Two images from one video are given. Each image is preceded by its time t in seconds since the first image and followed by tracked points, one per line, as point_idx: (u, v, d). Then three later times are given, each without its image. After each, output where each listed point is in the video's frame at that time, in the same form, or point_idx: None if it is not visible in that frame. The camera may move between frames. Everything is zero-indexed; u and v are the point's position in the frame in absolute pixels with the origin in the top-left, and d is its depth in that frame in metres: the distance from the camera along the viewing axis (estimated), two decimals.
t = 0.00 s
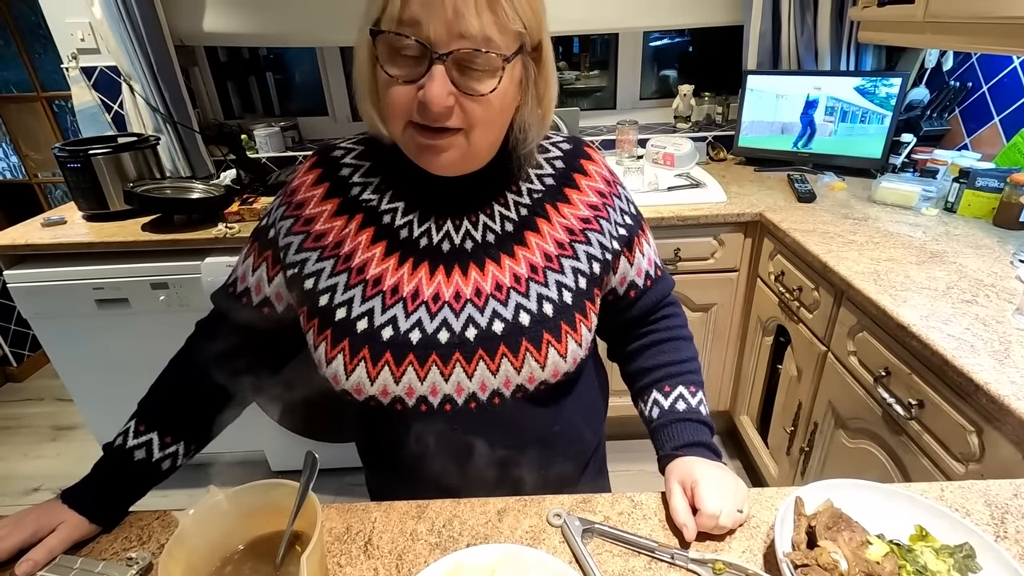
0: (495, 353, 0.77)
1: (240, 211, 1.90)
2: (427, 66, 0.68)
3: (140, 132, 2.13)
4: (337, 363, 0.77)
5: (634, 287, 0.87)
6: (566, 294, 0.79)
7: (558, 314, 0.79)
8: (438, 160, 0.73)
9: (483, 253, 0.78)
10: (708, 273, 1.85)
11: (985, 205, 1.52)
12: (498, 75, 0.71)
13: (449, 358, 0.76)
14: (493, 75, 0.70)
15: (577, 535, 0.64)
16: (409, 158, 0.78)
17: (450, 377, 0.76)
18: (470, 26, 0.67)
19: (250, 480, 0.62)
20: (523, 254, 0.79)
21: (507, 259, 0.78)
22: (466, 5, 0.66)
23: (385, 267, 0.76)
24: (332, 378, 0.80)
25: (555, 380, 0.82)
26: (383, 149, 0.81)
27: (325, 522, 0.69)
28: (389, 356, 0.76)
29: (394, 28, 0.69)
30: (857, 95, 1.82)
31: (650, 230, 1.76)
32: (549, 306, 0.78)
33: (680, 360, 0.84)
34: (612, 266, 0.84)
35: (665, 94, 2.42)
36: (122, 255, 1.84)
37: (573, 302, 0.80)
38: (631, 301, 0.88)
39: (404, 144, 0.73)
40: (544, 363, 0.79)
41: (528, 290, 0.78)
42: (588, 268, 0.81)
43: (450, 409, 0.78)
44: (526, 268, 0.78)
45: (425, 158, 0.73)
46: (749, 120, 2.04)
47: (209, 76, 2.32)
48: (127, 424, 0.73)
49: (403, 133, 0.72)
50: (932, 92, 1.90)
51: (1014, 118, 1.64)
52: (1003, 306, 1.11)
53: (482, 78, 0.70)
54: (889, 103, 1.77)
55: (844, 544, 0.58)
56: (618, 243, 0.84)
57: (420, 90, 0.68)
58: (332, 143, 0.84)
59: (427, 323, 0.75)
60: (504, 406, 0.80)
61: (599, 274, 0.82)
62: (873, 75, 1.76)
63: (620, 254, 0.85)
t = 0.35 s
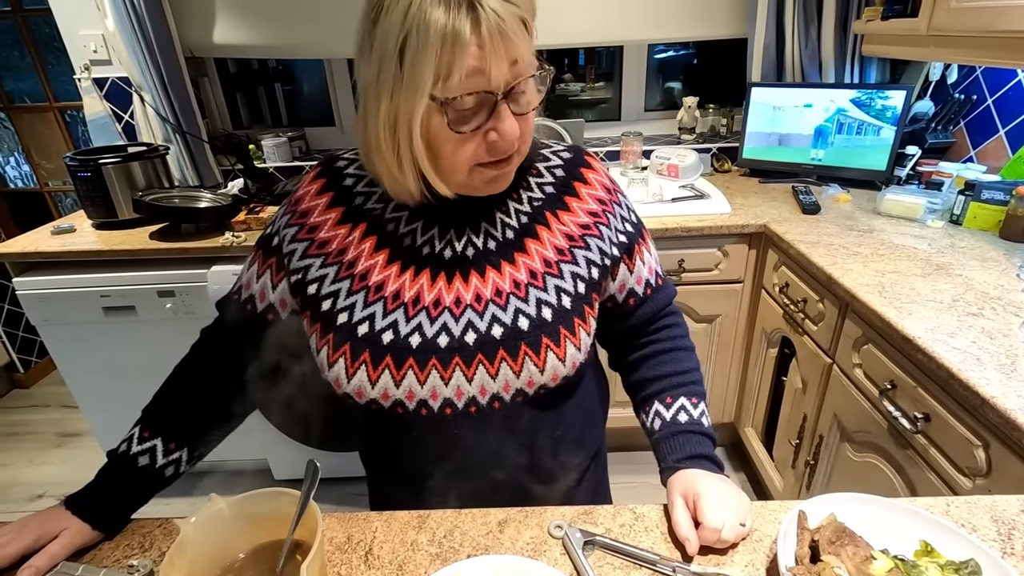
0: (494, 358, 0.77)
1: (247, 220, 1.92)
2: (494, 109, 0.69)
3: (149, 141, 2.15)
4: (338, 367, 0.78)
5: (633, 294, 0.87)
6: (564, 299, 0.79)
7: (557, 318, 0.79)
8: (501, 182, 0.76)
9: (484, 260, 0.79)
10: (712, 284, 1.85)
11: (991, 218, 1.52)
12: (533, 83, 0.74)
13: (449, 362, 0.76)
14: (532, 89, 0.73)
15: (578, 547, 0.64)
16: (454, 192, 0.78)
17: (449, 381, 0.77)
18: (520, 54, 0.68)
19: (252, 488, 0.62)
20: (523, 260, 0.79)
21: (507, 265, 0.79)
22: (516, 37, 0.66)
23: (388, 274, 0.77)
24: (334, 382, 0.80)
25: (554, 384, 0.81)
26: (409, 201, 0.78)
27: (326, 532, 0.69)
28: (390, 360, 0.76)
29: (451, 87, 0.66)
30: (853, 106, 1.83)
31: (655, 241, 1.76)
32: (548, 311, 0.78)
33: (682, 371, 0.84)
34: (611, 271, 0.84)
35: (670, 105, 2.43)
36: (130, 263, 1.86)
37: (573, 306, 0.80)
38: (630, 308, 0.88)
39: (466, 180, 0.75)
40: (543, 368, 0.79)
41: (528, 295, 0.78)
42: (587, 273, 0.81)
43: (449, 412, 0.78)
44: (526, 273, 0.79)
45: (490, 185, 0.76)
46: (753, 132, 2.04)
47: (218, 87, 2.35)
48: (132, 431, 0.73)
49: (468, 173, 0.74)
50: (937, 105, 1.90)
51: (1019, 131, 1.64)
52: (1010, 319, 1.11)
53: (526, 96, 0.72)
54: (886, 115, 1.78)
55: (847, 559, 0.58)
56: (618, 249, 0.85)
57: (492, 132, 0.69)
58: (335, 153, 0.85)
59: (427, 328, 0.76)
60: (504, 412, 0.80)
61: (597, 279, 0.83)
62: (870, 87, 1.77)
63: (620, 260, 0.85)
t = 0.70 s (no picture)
0: (481, 361, 0.77)
1: (244, 224, 1.92)
2: (480, 127, 0.69)
3: (148, 145, 2.16)
4: (328, 370, 0.78)
5: (622, 298, 0.87)
6: (552, 303, 0.79)
7: (545, 323, 0.79)
8: (483, 195, 0.76)
9: (473, 264, 0.79)
10: (709, 288, 1.85)
11: (987, 223, 1.52)
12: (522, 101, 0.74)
13: (436, 365, 0.76)
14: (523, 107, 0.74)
15: (568, 552, 0.63)
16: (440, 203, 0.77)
17: (437, 384, 0.76)
18: (510, 76, 0.69)
19: (239, 492, 0.62)
20: (511, 264, 0.79)
21: (496, 269, 0.79)
22: (506, 59, 0.67)
23: (377, 278, 0.77)
24: (324, 385, 0.80)
25: (542, 387, 0.81)
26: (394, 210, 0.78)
27: (315, 537, 0.68)
28: (377, 363, 0.76)
29: (437, 103, 0.66)
30: (849, 111, 1.84)
31: (652, 245, 1.76)
32: (536, 315, 0.78)
33: (673, 376, 0.84)
34: (599, 275, 0.84)
35: (667, 110, 2.43)
36: (127, 267, 1.86)
37: (561, 310, 0.80)
38: (619, 313, 0.88)
39: (448, 193, 0.75)
40: (531, 371, 0.79)
41: (516, 299, 0.78)
42: (575, 277, 0.81)
43: (437, 414, 0.78)
44: (514, 278, 0.79)
45: (471, 199, 0.76)
46: (749, 136, 2.05)
47: (217, 92, 2.36)
48: (122, 434, 0.73)
49: (449, 184, 0.73)
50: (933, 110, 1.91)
51: (1015, 136, 1.65)
52: (1005, 324, 1.10)
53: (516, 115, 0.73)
54: (883, 120, 1.78)
55: (837, 565, 0.57)
56: (606, 253, 0.85)
57: (478, 149, 0.70)
58: (327, 158, 0.85)
59: (415, 331, 0.75)
60: (493, 413, 0.80)
61: (586, 283, 0.83)
62: (867, 92, 1.78)
63: (608, 264, 0.85)
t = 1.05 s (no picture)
0: (481, 365, 0.76)
1: (245, 228, 1.92)
2: (491, 129, 0.69)
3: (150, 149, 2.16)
4: (327, 374, 0.77)
5: (620, 301, 0.87)
6: (551, 307, 0.79)
7: (545, 327, 0.78)
8: (494, 198, 0.77)
9: (472, 268, 0.79)
10: (710, 292, 1.85)
11: (988, 228, 1.51)
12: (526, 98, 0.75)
13: (436, 369, 0.75)
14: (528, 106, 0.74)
15: (565, 557, 0.63)
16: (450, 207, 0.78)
17: (437, 388, 0.76)
18: (518, 76, 0.69)
19: (235, 496, 0.62)
20: (511, 267, 0.79)
21: (495, 273, 0.79)
22: (515, 60, 0.67)
23: (377, 282, 0.77)
24: (324, 389, 0.80)
25: (541, 391, 0.81)
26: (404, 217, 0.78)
27: (312, 540, 0.68)
28: (378, 368, 0.76)
29: (452, 110, 0.67)
30: (849, 116, 1.83)
31: (652, 249, 1.76)
32: (535, 319, 0.78)
33: (671, 379, 0.83)
34: (597, 278, 0.84)
35: (668, 114, 2.44)
36: (128, 270, 1.86)
37: (561, 314, 0.80)
38: (618, 315, 0.88)
39: (460, 197, 0.75)
40: (530, 375, 0.78)
41: (516, 302, 0.78)
42: (575, 280, 0.81)
43: (437, 418, 0.78)
44: (514, 281, 0.79)
45: (483, 201, 0.76)
46: (750, 140, 2.05)
47: (219, 96, 2.37)
48: (119, 436, 0.72)
49: (460, 189, 0.74)
50: (934, 114, 1.91)
51: (1016, 140, 1.64)
52: (1006, 328, 1.10)
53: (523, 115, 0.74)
54: (884, 124, 1.78)
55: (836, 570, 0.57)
56: (605, 256, 0.84)
57: (490, 152, 0.70)
58: (326, 161, 0.85)
59: (415, 336, 0.75)
60: (491, 416, 0.80)
61: (585, 286, 0.82)
62: (867, 96, 1.77)
63: (606, 266, 0.85)
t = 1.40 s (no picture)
0: (483, 369, 0.76)
1: (248, 231, 1.92)
2: (494, 133, 0.69)
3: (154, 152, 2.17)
4: (329, 377, 0.77)
5: (621, 305, 0.86)
6: (553, 311, 0.79)
7: (548, 330, 0.78)
8: (496, 203, 0.77)
9: (475, 271, 0.78)
10: (713, 297, 1.84)
11: (993, 233, 1.51)
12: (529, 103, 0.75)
13: (438, 373, 0.75)
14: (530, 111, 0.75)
15: (567, 563, 0.63)
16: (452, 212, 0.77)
17: (439, 392, 0.76)
18: (520, 81, 0.69)
19: (235, 499, 0.62)
20: (513, 271, 0.79)
21: (497, 276, 0.78)
22: (518, 64, 0.68)
23: (379, 284, 0.77)
24: (326, 392, 0.79)
25: (543, 395, 0.81)
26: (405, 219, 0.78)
27: (312, 544, 0.67)
28: (380, 371, 0.75)
29: (454, 112, 0.67)
30: (852, 120, 1.83)
31: (655, 253, 1.76)
32: (537, 322, 0.78)
33: (674, 384, 0.83)
34: (600, 282, 0.84)
35: (671, 119, 2.44)
36: (131, 273, 1.86)
37: (564, 318, 0.79)
38: (620, 319, 0.87)
39: (462, 201, 0.75)
40: (532, 379, 0.78)
41: (518, 306, 0.77)
42: (577, 284, 0.81)
43: (438, 422, 0.77)
44: (516, 285, 0.78)
45: (484, 206, 0.76)
46: (752, 145, 2.05)
47: (224, 100, 2.38)
48: (120, 439, 0.72)
49: (461, 193, 0.74)
50: (938, 119, 1.90)
51: (1020, 146, 1.64)
52: (1012, 333, 1.09)
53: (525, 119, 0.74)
54: (887, 129, 1.77)
55: None
56: (607, 260, 0.84)
57: (491, 155, 0.70)
58: (329, 164, 0.85)
59: (417, 339, 0.75)
60: (493, 420, 0.79)
61: (587, 290, 0.82)
62: (871, 101, 1.77)
63: (609, 270, 0.85)
